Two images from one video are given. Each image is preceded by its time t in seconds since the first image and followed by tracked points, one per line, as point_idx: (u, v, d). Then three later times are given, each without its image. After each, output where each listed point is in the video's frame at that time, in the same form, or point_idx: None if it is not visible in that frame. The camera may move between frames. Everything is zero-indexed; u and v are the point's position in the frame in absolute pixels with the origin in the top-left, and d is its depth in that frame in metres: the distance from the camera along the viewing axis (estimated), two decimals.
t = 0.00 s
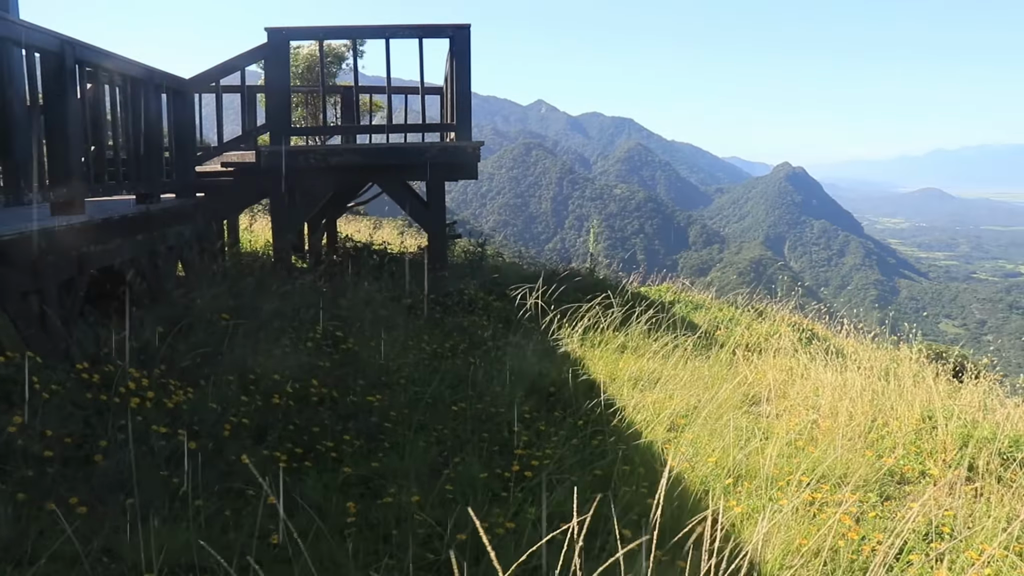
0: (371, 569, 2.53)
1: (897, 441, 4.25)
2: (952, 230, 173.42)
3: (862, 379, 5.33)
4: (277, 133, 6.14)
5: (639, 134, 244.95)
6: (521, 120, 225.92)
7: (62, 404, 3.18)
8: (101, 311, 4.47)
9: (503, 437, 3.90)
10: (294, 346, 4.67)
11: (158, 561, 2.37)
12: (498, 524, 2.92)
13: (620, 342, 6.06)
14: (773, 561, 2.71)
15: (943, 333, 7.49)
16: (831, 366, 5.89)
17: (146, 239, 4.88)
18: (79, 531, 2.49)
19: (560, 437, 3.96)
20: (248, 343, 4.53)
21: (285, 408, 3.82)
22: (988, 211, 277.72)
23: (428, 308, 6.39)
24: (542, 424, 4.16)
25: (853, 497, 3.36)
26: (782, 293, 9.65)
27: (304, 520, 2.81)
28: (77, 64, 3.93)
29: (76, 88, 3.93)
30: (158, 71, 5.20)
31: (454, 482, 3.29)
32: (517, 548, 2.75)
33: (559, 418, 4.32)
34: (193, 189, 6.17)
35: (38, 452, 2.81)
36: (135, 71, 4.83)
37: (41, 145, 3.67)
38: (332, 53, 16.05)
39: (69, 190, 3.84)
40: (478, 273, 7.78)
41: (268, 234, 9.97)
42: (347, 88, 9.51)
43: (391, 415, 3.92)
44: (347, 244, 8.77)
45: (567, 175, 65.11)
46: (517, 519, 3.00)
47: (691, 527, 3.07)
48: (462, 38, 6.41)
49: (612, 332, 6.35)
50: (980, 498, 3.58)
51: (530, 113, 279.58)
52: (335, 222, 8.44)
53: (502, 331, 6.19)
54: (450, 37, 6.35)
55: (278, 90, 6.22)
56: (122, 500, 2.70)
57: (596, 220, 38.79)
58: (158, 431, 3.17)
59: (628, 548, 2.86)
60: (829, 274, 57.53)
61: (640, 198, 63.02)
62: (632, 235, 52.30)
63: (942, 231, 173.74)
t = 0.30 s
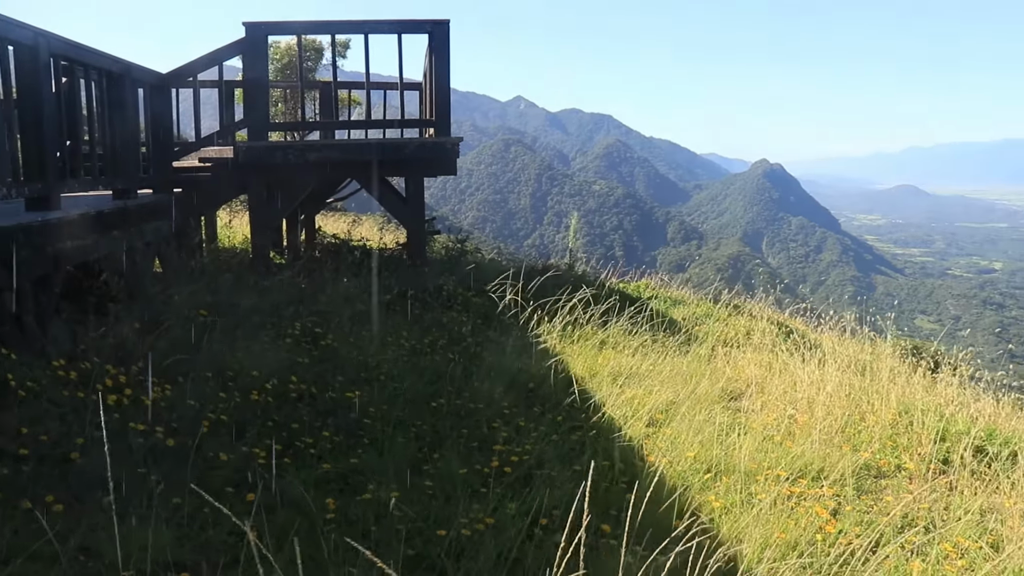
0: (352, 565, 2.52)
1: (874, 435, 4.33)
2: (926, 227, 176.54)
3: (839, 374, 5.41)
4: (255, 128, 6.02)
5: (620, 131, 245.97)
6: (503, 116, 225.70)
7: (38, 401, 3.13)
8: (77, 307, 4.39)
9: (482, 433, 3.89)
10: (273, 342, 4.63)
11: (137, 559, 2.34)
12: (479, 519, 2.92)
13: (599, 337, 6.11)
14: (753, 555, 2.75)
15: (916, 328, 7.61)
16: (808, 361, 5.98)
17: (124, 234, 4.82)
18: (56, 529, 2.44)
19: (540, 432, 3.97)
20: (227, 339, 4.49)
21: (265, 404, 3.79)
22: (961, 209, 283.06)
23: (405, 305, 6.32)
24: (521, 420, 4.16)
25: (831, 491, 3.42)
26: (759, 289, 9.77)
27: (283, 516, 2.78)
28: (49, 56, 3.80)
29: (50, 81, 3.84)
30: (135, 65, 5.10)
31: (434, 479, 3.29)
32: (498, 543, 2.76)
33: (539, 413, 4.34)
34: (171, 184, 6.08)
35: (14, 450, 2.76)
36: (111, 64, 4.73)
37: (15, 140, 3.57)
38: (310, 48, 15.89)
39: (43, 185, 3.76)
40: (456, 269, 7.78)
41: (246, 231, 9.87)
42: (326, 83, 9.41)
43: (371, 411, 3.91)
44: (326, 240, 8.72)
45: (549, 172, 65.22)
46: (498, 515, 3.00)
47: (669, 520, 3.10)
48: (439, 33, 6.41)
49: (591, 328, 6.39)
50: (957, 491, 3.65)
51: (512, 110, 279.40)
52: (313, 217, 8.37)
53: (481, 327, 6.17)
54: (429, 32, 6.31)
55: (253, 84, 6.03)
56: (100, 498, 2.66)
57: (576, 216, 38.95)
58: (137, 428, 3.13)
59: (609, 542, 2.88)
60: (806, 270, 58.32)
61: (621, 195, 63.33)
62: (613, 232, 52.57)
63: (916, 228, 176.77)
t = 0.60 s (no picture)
0: (331, 559, 2.52)
1: (850, 423, 4.40)
2: (899, 217, 179.39)
3: (816, 363, 5.49)
4: (231, 121, 5.92)
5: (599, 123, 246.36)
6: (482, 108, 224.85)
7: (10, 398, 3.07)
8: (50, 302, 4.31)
9: (460, 425, 3.89)
10: (249, 337, 4.59)
11: (113, 556, 2.32)
12: (458, 512, 2.93)
13: (577, 329, 6.14)
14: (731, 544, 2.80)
15: (888, 317, 7.74)
16: (784, 351, 6.06)
17: (98, 228, 4.74)
18: (30, 528, 2.41)
19: (519, 424, 3.98)
20: (204, 334, 4.44)
21: (242, 398, 3.76)
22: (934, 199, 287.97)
23: (383, 298, 6.28)
24: (499, 411, 4.16)
25: (808, 479, 3.47)
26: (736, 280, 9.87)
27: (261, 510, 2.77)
28: (19, 49, 3.70)
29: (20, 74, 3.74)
30: (108, 58, 5.00)
31: (412, 472, 3.30)
32: (477, 535, 2.78)
33: (517, 404, 4.35)
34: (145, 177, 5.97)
35: None
36: (84, 57, 4.63)
37: None
38: (287, 41, 15.68)
39: (14, 179, 3.68)
40: (434, 261, 7.75)
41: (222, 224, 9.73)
42: (302, 75, 9.29)
43: (349, 405, 3.89)
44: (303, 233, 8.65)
45: (529, 164, 65.14)
46: (476, 506, 3.01)
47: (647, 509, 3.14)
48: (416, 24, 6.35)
49: (569, 319, 6.41)
50: (931, 478, 3.72)
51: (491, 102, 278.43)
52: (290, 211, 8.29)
53: (459, 319, 6.16)
54: (405, 24, 6.24)
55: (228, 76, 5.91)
56: (75, 495, 2.63)
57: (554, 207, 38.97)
58: (112, 424, 3.09)
59: (588, 533, 2.91)
60: (783, 261, 59.00)
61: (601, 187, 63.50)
62: (593, 224, 52.72)
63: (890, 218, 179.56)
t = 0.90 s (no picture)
0: (308, 554, 2.51)
1: (824, 413, 4.46)
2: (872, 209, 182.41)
3: (791, 353, 5.56)
4: (203, 114, 5.82)
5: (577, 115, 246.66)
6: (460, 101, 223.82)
7: None
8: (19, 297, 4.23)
9: (436, 418, 3.89)
10: (224, 330, 4.54)
11: (87, 555, 2.29)
12: (434, 504, 2.94)
13: (553, 321, 6.17)
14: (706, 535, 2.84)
15: (859, 307, 7.87)
16: (759, 341, 6.13)
17: (68, 223, 4.64)
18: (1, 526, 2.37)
19: (494, 416, 3.99)
20: (177, 328, 4.38)
21: (216, 393, 3.72)
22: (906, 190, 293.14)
23: (359, 291, 6.24)
24: (475, 404, 4.17)
25: (782, 469, 3.53)
26: (711, 271, 9.96)
27: (237, 505, 2.74)
28: None
29: None
30: (77, 49, 4.88)
31: (388, 465, 3.30)
32: (453, 527, 2.80)
33: (493, 397, 4.36)
34: (116, 170, 5.86)
35: None
36: (54, 49, 4.52)
37: None
38: (259, 32, 15.43)
39: None
40: (410, 254, 7.72)
41: (195, 218, 9.59)
42: (276, 66, 9.16)
43: (324, 398, 3.87)
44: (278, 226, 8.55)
45: (507, 157, 65.04)
46: (453, 499, 3.02)
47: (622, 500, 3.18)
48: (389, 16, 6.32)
49: (545, 311, 6.43)
50: (905, 466, 3.79)
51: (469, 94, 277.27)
52: (265, 204, 8.19)
53: (435, 312, 6.14)
54: (379, 15, 6.17)
55: (200, 68, 5.81)
56: (46, 492, 2.59)
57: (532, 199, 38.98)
58: (84, 420, 3.04)
59: (566, 524, 2.95)
60: (759, 252, 59.73)
61: (578, 180, 63.60)
62: (571, 217, 52.83)
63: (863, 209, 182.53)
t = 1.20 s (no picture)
0: (286, 554, 2.50)
1: (802, 410, 4.52)
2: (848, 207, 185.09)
3: (767, 350, 5.62)
4: (179, 111, 5.73)
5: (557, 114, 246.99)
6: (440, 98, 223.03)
7: None
8: None
9: (414, 416, 3.88)
10: (200, 329, 4.49)
11: (60, 556, 2.25)
12: (413, 503, 2.94)
13: (531, 318, 6.18)
14: (685, 533, 2.87)
15: (834, 304, 7.98)
16: (736, 338, 6.19)
17: (42, 220, 4.55)
18: None
19: (473, 414, 3.99)
20: (153, 327, 4.32)
21: (192, 392, 3.68)
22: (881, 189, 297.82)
23: (337, 289, 6.19)
24: (453, 402, 4.16)
25: (760, 466, 3.57)
26: (689, 269, 10.04)
27: (214, 505, 2.71)
28: None
29: None
30: (51, 45, 4.79)
31: (365, 464, 3.28)
32: (431, 526, 2.80)
33: (471, 395, 4.35)
34: (90, 168, 5.76)
35: None
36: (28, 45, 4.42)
37: None
38: (235, 28, 15.22)
39: None
40: (388, 252, 7.68)
41: (171, 216, 9.46)
42: (254, 63, 9.06)
43: (302, 397, 3.84)
44: (255, 224, 8.46)
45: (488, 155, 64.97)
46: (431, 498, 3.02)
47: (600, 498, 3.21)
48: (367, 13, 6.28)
49: (523, 309, 6.43)
50: (881, 462, 3.86)
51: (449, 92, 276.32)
52: (242, 201, 8.10)
53: (413, 310, 6.11)
54: (358, 12, 6.12)
55: (177, 65, 5.72)
56: (19, 493, 2.54)
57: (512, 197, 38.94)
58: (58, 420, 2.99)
59: (545, 523, 2.97)
60: (737, 249, 60.32)
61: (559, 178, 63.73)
62: (552, 215, 52.92)
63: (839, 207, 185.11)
